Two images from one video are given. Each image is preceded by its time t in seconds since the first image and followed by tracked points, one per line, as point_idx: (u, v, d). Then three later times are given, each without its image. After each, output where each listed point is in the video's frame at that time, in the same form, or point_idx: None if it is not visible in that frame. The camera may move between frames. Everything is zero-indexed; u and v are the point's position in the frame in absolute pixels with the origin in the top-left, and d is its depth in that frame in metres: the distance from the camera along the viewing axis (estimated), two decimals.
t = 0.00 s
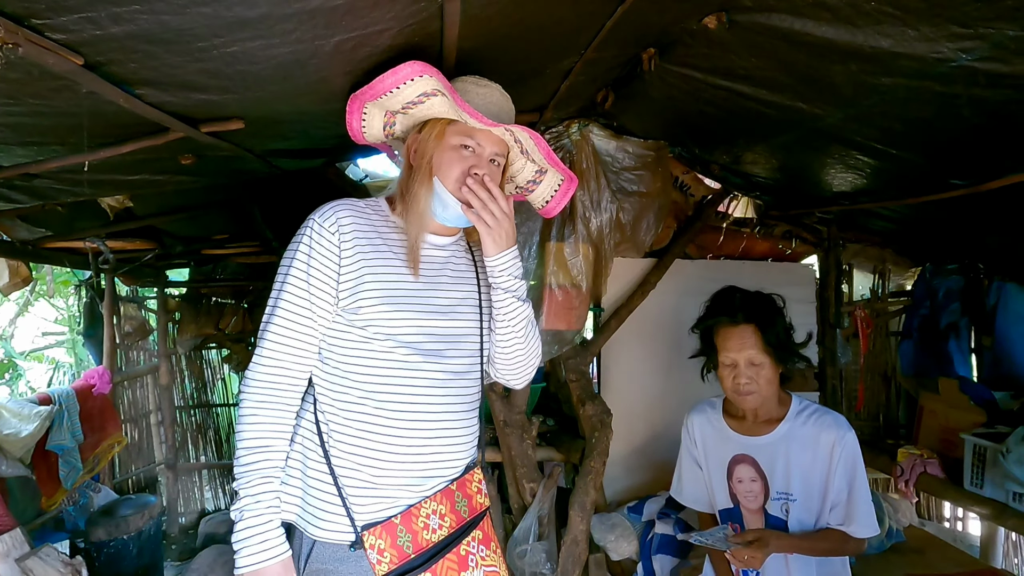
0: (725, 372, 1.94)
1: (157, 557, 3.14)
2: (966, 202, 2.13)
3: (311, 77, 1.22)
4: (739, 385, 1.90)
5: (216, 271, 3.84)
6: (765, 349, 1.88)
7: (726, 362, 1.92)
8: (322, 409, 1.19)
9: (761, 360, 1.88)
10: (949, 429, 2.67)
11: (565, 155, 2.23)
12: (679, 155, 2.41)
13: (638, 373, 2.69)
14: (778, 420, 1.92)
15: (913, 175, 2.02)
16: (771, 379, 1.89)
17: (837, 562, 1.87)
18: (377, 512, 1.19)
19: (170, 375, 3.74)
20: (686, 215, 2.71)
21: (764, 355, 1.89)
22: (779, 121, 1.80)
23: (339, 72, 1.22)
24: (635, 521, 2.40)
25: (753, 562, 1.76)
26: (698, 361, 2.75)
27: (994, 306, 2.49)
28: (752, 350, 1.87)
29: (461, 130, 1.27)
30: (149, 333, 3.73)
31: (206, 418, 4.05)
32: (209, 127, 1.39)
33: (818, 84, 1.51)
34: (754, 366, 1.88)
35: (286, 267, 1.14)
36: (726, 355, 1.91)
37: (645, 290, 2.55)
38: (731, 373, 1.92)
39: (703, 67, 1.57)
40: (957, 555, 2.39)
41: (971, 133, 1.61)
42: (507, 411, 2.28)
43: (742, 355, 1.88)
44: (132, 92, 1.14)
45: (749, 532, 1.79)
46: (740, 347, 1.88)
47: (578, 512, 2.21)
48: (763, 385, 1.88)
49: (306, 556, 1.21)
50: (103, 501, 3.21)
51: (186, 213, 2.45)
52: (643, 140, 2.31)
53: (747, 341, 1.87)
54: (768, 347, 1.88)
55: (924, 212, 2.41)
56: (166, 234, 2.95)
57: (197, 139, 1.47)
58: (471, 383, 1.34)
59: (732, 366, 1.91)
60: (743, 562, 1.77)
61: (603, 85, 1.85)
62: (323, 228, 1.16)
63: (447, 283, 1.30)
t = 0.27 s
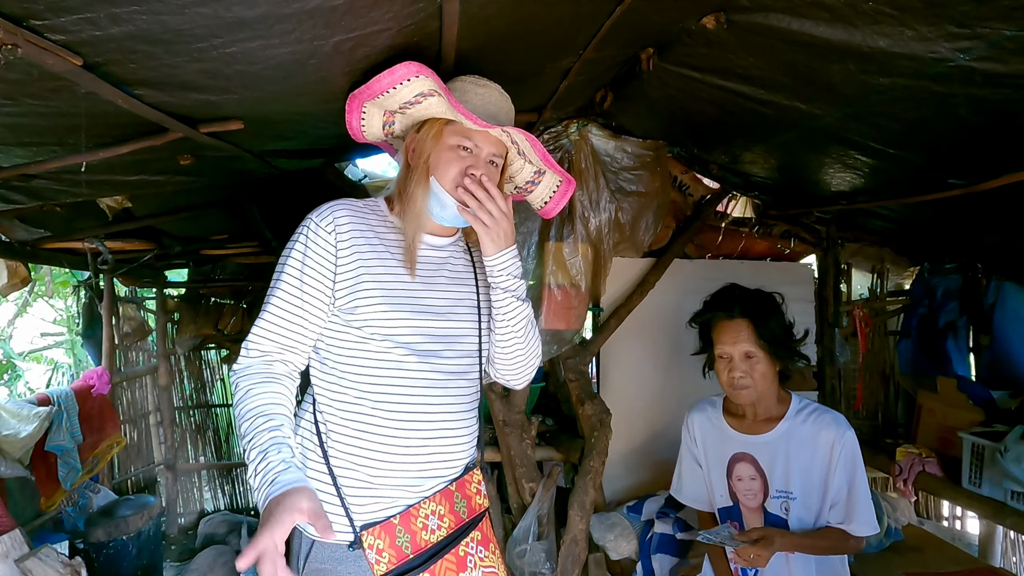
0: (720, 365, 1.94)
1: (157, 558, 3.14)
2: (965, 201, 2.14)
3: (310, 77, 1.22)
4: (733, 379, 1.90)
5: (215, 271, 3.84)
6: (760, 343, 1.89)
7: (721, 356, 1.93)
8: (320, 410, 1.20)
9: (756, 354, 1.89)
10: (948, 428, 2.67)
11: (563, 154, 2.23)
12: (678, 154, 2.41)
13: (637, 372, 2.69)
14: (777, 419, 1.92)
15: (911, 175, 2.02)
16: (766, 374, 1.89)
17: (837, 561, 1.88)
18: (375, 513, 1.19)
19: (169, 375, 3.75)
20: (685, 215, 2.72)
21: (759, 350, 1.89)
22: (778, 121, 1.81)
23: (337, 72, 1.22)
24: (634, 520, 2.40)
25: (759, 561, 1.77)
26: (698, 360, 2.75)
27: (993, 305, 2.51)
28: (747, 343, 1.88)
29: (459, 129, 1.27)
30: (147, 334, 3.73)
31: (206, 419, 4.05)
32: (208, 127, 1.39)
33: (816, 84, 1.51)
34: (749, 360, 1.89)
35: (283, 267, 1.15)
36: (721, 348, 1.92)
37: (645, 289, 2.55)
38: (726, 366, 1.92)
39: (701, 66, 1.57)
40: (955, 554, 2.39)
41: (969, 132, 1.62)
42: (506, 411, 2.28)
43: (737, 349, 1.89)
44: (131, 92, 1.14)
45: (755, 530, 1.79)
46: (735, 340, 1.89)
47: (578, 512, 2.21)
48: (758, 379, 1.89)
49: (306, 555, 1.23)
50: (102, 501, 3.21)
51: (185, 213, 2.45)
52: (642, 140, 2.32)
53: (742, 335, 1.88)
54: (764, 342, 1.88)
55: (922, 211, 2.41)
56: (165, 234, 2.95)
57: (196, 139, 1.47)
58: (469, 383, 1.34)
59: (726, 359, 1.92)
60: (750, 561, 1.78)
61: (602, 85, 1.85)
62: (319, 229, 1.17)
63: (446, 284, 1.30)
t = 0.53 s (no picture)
0: (715, 362, 1.96)
1: (155, 562, 3.14)
2: (960, 202, 2.15)
3: (307, 81, 1.23)
4: (727, 375, 1.91)
5: (213, 274, 3.84)
6: (753, 339, 1.90)
7: (716, 352, 1.95)
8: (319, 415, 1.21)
9: (750, 351, 1.90)
10: (945, 428, 2.69)
11: (560, 157, 2.22)
12: (674, 156, 2.42)
13: (635, 373, 2.70)
14: (773, 418, 1.92)
15: (905, 175, 2.03)
16: (759, 372, 1.90)
17: (833, 559, 1.89)
18: (374, 516, 1.20)
19: (166, 379, 3.74)
20: (682, 216, 2.74)
21: (753, 346, 1.90)
22: (773, 123, 1.82)
23: (333, 75, 1.23)
24: (633, 521, 2.40)
25: (762, 561, 1.77)
26: (695, 360, 2.76)
27: (988, 305, 2.47)
28: (741, 339, 1.90)
29: (454, 131, 1.27)
30: (145, 337, 3.72)
31: (204, 422, 4.05)
32: (205, 131, 1.39)
33: (811, 86, 1.52)
34: (743, 356, 1.90)
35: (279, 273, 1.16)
36: (715, 344, 1.94)
37: (642, 290, 2.56)
38: (720, 362, 1.94)
39: (696, 69, 1.58)
40: (952, 553, 2.40)
41: (962, 134, 1.63)
42: (504, 413, 2.28)
43: (730, 346, 1.90)
44: (128, 97, 1.15)
45: (757, 530, 1.79)
46: (729, 336, 1.90)
47: (576, 513, 2.21)
48: (751, 376, 1.90)
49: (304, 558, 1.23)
50: (99, 506, 3.20)
51: (182, 216, 2.45)
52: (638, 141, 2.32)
53: (735, 331, 1.90)
54: (757, 338, 1.90)
55: (916, 211, 2.42)
56: (162, 237, 2.95)
57: (193, 143, 1.47)
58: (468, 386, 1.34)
59: (721, 356, 1.93)
60: (753, 561, 1.78)
61: (598, 87, 1.85)
62: (315, 234, 1.18)
63: (442, 286, 1.31)
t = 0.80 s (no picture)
0: (712, 357, 1.98)
1: (154, 563, 3.14)
2: (955, 202, 2.16)
3: (304, 83, 1.23)
4: (722, 370, 1.93)
5: (211, 275, 3.84)
6: (749, 333, 1.92)
7: (713, 347, 1.97)
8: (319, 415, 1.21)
9: (746, 346, 1.92)
10: (941, 427, 2.70)
11: (557, 158, 2.23)
12: (671, 157, 2.43)
13: (634, 373, 2.71)
14: (769, 417, 1.93)
15: (901, 176, 2.04)
16: (755, 368, 1.91)
17: (829, 558, 1.89)
18: (374, 517, 1.20)
19: (165, 380, 3.75)
20: (679, 216, 2.74)
21: (749, 341, 1.92)
22: (769, 124, 1.83)
23: (330, 77, 1.23)
24: (630, 521, 2.41)
25: (762, 556, 1.78)
26: (693, 360, 2.77)
27: (984, 305, 2.52)
28: (737, 334, 1.92)
29: (453, 131, 1.28)
30: (142, 339, 3.72)
31: (202, 423, 4.05)
32: (203, 133, 1.39)
33: (806, 87, 1.52)
34: (739, 350, 1.92)
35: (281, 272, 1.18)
36: (712, 339, 1.96)
37: (639, 292, 2.56)
38: (717, 357, 1.96)
39: (693, 70, 1.59)
40: (949, 551, 2.42)
41: (957, 135, 1.64)
42: (503, 413, 2.28)
43: (726, 340, 1.92)
44: (126, 99, 1.15)
45: (758, 526, 1.78)
46: (724, 331, 1.93)
47: (574, 513, 2.21)
48: (747, 372, 1.91)
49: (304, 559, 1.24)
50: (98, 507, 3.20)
51: (180, 218, 2.45)
52: (635, 142, 2.33)
53: (732, 325, 1.92)
54: (753, 333, 1.92)
55: (912, 211, 2.43)
56: (160, 239, 2.95)
57: (191, 144, 1.47)
58: (468, 388, 1.34)
59: (717, 350, 1.96)
60: (753, 557, 1.79)
61: (595, 88, 1.86)
62: (315, 236, 1.20)
63: (442, 288, 1.31)
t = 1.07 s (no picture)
0: (709, 354, 1.99)
1: (151, 566, 3.13)
2: (950, 202, 2.17)
3: (301, 85, 1.24)
4: (718, 366, 1.94)
5: (208, 277, 3.84)
6: (746, 330, 1.93)
7: (710, 344, 1.98)
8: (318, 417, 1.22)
9: (742, 342, 1.93)
10: (936, 426, 2.76)
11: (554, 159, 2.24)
12: (668, 158, 2.43)
13: (631, 373, 2.71)
14: (767, 417, 1.93)
15: (896, 177, 2.05)
16: (751, 364, 1.92)
17: (826, 558, 1.90)
18: (371, 519, 1.20)
19: (162, 382, 3.74)
20: (676, 218, 2.72)
21: (746, 338, 1.93)
22: (765, 125, 1.84)
23: (327, 80, 1.24)
24: (628, 522, 2.41)
25: (763, 553, 1.80)
26: (691, 360, 2.77)
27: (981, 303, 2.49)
28: (733, 330, 1.93)
29: (450, 131, 1.28)
30: (140, 341, 3.72)
31: (200, 425, 4.05)
32: (200, 135, 1.40)
33: (802, 89, 1.53)
34: (735, 347, 1.93)
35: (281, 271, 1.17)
36: (709, 335, 1.97)
37: (637, 292, 2.57)
38: (712, 353, 1.97)
39: (689, 72, 1.60)
40: (948, 550, 2.43)
41: (951, 136, 1.65)
42: (500, 414, 2.29)
43: (723, 337, 1.93)
44: (123, 102, 1.15)
45: (761, 522, 1.79)
46: (721, 328, 1.94)
47: (572, 514, 2.21)
48: (743, 369, 1.91)
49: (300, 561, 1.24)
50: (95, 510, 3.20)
51: (177, 220, 2.45)
52: (632, 144, 2.34)
53: (729, 322, 1.93)
54: (749, 330, 1.93)
55: (908, 212, 2.44)
56: (158, 241, 2.95)
57: (188, 147, 1.48)
58: (466, 391, 1.34)
59: (714, 347, 1.96)
60: (754, 553, 1.81)
61: (592, 90, 1.87)
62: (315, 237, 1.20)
63: (441, 290, 1.31)
